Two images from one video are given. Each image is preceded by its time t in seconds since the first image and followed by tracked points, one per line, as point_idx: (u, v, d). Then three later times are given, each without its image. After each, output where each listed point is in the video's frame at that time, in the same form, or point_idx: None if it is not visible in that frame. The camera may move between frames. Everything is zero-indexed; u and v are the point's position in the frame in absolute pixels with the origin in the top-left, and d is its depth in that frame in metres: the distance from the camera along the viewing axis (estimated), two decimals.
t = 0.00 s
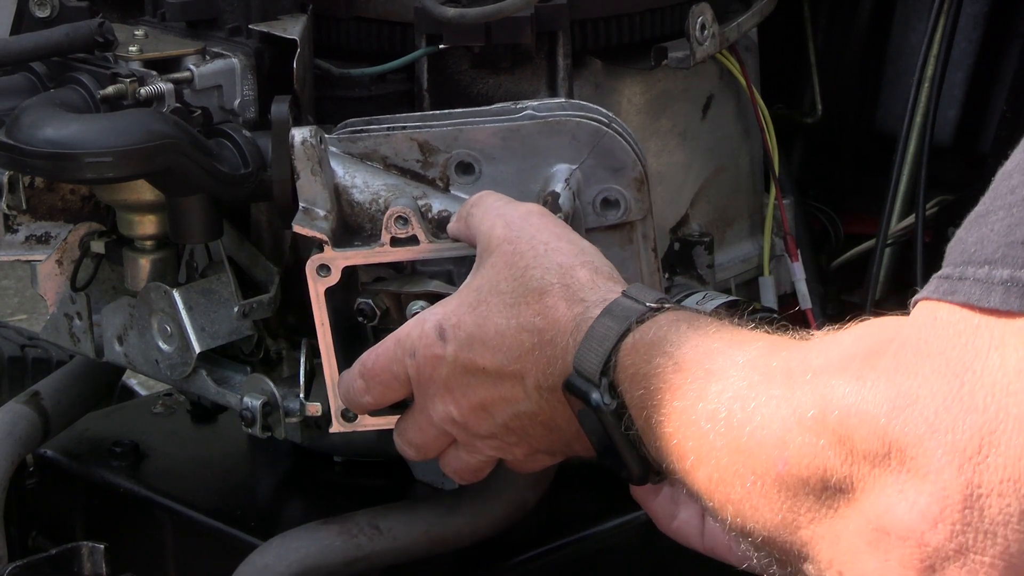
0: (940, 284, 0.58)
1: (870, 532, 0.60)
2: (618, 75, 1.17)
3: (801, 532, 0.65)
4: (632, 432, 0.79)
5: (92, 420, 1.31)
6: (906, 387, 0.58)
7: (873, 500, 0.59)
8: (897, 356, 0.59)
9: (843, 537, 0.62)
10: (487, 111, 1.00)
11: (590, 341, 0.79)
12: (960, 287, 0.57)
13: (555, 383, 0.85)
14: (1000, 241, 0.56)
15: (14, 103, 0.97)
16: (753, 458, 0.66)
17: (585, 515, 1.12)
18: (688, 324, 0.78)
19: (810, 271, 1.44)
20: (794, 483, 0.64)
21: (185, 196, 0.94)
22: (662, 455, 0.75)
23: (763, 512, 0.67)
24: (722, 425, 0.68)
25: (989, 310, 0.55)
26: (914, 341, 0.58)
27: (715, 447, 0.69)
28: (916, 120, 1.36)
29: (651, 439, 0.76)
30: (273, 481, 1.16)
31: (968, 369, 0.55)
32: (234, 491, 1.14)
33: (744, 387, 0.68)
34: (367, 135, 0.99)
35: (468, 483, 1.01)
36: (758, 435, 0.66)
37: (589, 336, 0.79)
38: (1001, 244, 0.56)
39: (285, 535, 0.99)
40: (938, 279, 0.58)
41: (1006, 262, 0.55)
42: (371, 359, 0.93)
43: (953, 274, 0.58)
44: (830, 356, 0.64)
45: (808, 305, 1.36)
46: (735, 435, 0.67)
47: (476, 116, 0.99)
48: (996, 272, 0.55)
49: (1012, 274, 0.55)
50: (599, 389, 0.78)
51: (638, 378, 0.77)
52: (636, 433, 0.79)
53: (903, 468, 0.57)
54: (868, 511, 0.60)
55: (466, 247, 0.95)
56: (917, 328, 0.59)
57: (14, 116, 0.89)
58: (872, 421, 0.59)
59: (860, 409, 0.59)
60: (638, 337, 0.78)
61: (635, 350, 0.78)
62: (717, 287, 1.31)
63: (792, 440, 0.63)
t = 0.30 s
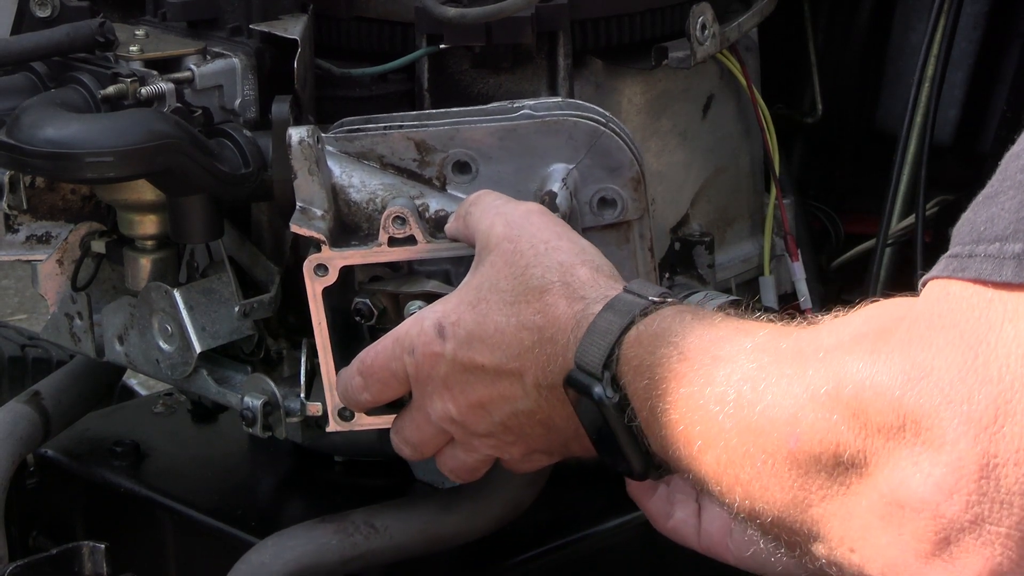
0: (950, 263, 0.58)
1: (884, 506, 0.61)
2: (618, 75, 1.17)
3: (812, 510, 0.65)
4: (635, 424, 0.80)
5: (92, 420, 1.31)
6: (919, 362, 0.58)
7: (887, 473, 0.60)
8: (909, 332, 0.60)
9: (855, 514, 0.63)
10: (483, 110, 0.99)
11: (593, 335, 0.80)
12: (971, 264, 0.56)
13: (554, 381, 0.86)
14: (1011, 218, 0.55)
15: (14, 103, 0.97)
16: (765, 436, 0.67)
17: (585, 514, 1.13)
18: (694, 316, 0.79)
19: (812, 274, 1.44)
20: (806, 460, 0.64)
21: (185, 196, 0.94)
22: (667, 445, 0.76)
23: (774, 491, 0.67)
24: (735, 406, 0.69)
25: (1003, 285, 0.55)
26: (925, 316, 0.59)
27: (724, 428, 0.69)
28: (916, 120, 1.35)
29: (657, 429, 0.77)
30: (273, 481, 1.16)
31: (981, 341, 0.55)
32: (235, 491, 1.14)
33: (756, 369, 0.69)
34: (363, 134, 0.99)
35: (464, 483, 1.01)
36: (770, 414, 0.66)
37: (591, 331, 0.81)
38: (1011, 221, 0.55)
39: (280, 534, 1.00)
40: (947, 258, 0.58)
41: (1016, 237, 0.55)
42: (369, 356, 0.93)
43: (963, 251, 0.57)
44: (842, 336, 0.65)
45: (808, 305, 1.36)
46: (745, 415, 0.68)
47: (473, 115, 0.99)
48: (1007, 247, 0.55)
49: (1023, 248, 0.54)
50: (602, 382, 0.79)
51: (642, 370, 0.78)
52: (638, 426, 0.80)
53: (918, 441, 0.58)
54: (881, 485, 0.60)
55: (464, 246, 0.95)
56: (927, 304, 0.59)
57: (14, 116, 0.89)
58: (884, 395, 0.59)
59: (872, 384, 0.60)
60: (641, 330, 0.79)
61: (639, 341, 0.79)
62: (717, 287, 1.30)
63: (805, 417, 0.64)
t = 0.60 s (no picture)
0: (955, 240, 0.59)
1: (890, 478, 0.61)
2: (619, 75, 1.17)
3: (818, 485, 0.66)
4: (640, 412, 0.81)
5: (93, 420, 1.31)
6: (925, 332, 0.58)
7: (893, 444, 0.60)
8: (915, 305, 0.60)
9: (862, 488, 0.63)
10: (488, 113, 1.00)
11: (599, 325, 0.82)
12: (975, 239, 0.57)
13: (560, 373, 0.86)
14: (1015, 194, 0.56)
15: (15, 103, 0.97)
16: (772, 412, 0.67)
17: (585, 514, 1.13)
18: (704, 306, 0.80)
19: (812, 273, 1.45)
20: (812, 435, 0.65)
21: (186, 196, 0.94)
22: (674, 429, 0.77)
23: (780, 468, 0.68)
24: (742, 384, 0.70)
25: (1008, 257, 0.55)
26: (930, 290, 0.60)
27: (732, 407, 0.71)
28: (916, 120, 1.35)
29: (664, 415, 0.78)
30: (274, 481, 1.16)
31: (988, 310, 0.56)
32: (235, 491, 1.14)
33: (764, 349, 0.70)
34: (368, 133, 0.99)
35: (461, 480, 1.01)
36: (776, 390, 0.67)
37: (599, 321, 0.82)
38: (1016, 196, 0.56)
39: (268, 534, 1.00)
40: (952, 235, 0.59)
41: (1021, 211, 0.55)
42: (372, 348, 0.94)
43: (966, 228, 0.58)
44: (850, 314, 0.66)
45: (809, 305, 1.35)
46: (752, 393, 0.69)
47: (477, 118, 0.99)
48: (1012, 221, 0.55)
49: None
50: (608, 370, 0.80)
51: (649, 357, 0.79)
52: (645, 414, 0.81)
53: (925, 411, 0.58)
54: (887, 457, 0.60)
55: (467, 245, 0.95)
56: (934, 278, 0.60)
57: (15, 116, 0.89)
58: (890, 367, 0.60)
59: (877, 356, 0.61)
60: (646, 318, 0.81)
61: (642, 329, 0.81)
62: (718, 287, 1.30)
63: (811, 391, 0.65)
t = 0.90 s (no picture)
0: (959, 237, 0.60)
1: (896, 475, 0.62)
2: (619, 75, 1.17)
3: (824, 482, 0.67)
4: (651, 405, 0.82)
5: (93, 420, 1.31)
6: (930, 330, 0.59)
7: (898, 442, 0.61)
8: (920, 302, 0.61)
9: (867, 485, 0.64)
10: (477, 115, 1.00)
11: (609, 318, 0.82)
12: (979, 236, 0.58)
13: (572, 364, 0.87)
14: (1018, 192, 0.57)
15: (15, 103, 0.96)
16: (778, 408, 0.68)
17: (586, 514, 1.13)
18: (711, 299, 0.81)
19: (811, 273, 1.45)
20: (818, 431, 0.66)
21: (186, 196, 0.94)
22: (684, 423, 0.78)
23: (786, 465, 0.69)
24: (748, 380, 0.71)
25: (1011, 253, 0.56)
26: (935, 287, 0.61)
27: (739, 403, 0.71)
28: (916, 120, 1.36)
29: (672, 409, 0.79)
30: (274, 481, 1.16)
31: (993, 308, 0.57)
32: (235, 491, 1.14)
33: (769, 345, 0.71)
34: (358, 137, 0.98)
35: (466, 478, 1.02)
36: (782, 387, 0.68)
37: (609, 313, 0.83)
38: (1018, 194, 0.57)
39: (270, 543, 0.99)
40: (957, 232, 0.60)
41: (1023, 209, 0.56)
42: (379, 347, 0.93)
43: (970, 225, 0.59)
44: (855, 309, 0.67)
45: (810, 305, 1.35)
46: (759, 389, 0.70)
47: (468, 119, 1.00)
48: (1014, 218, 0.56)
49: None
50: (618, 363, 0.81)
51: (657, 351, 0.80)
52: (655, 407, 0.82)
53: (930, 408, 0.59)
54: (893, 454, 0.61)
55: (465, 241, 0.96)
56: (940, 274, 0.61)
57: (15, 116, 0.89)
58: (895, 365, 0.60)
59: (883, 353, 0.61)
60: (656, 311, 0.82)
61: (650, 322, 0.82)
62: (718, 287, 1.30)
63: (816, 387, 0.65)
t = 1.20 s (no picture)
0: (953, 243, 0.61)
1: (889, 483, 0.63)
2: (619, 75, 1.17)
3: (820, 487, 0.68)
4: (655, 402, 0.82)
5: (93, 420, 1.31)
6: (923, 336, 0.60)
7: (892, 449, 0.62)
8: (914, 309, 0.62)
9: (862, 492, 0.65)
10: (473, 118, 1.01)
11: (615, 312, 0.82)
12: (972, 241, 0.59)
13: (578, 360, 0.87)
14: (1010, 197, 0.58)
15: (14, 103, 0.96)
16: (774, 413, 0.70)
17: (586, 514, 1.13)
18: (713, 295, 0.82)
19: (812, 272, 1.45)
20: (813, 437, 0.67)
21: (185, 196, 0.94)
22: (687, 422, 0.78)
23: (782, 470, 0.70)
24: (745, 383, 0.72)
25: (1004, 260, 0.57)
26: (929, 293, 0.62)
27: (738, 405, 0.72)
28: (916, 120, 1.36)
29: (674, 407, 0.80)
30: (274, 481, 1.16)
31: (984, 315, 0.58)
32: (235, 491, 1.14)
33: (766, 348, 0.72)
34: (356, 140, 0.98)
35: (471, 475, 1.02)
36: (779, 391, 0.69)
37: (614, 308, 0.83)
38: (1010, 199, 0.58)
39: (269, 547, 0.98)
40: (950, 237, 0.61)
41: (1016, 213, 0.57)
42: (384, 343, 0.93)
43: (964, 230, 0.60)
44: (851, 312, 0.68)
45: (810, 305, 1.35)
46: (758, 392, 0.71)
47: (464, 122, 1.00)
48: (1007, 223, 0.57)
49: (1023, 224, 0.56)
50: (622, 359, 0.82)
51: (660, 348, 0.80)
52: (659, 404, 0.82)
53: (923, 416, 0.60)
54: (886, 462, 0.63)
55: (466, 239, 0.96)
56: (934, 281, 0.62)
57: (14, 116, 0.89)
58: (888, 371, 0.62)
59: (877, 359, 0.62)
60: (660, 308, 0.82)
61: (656, 320, 0.82)
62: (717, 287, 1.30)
63: (812, 392, 0.67)
